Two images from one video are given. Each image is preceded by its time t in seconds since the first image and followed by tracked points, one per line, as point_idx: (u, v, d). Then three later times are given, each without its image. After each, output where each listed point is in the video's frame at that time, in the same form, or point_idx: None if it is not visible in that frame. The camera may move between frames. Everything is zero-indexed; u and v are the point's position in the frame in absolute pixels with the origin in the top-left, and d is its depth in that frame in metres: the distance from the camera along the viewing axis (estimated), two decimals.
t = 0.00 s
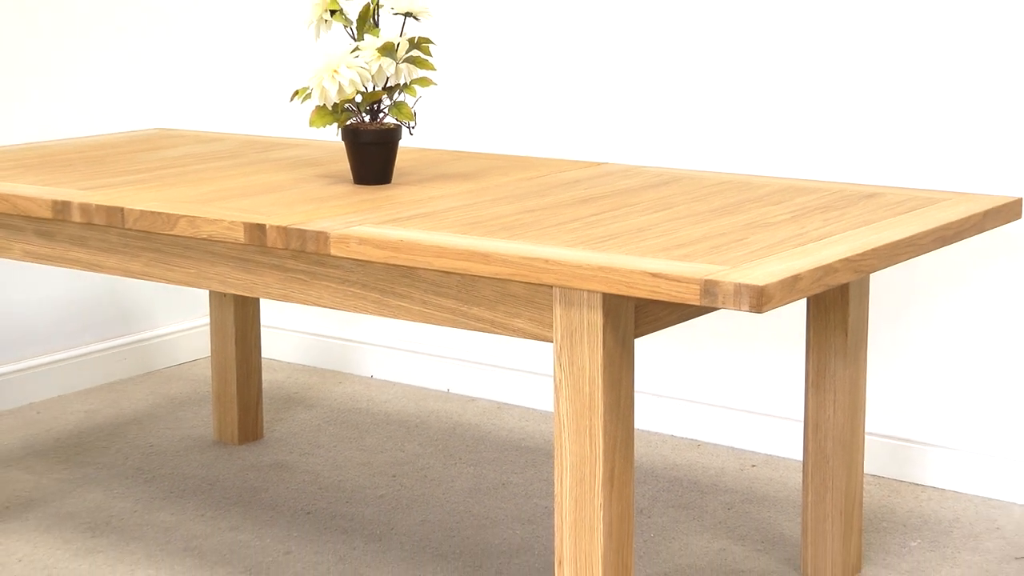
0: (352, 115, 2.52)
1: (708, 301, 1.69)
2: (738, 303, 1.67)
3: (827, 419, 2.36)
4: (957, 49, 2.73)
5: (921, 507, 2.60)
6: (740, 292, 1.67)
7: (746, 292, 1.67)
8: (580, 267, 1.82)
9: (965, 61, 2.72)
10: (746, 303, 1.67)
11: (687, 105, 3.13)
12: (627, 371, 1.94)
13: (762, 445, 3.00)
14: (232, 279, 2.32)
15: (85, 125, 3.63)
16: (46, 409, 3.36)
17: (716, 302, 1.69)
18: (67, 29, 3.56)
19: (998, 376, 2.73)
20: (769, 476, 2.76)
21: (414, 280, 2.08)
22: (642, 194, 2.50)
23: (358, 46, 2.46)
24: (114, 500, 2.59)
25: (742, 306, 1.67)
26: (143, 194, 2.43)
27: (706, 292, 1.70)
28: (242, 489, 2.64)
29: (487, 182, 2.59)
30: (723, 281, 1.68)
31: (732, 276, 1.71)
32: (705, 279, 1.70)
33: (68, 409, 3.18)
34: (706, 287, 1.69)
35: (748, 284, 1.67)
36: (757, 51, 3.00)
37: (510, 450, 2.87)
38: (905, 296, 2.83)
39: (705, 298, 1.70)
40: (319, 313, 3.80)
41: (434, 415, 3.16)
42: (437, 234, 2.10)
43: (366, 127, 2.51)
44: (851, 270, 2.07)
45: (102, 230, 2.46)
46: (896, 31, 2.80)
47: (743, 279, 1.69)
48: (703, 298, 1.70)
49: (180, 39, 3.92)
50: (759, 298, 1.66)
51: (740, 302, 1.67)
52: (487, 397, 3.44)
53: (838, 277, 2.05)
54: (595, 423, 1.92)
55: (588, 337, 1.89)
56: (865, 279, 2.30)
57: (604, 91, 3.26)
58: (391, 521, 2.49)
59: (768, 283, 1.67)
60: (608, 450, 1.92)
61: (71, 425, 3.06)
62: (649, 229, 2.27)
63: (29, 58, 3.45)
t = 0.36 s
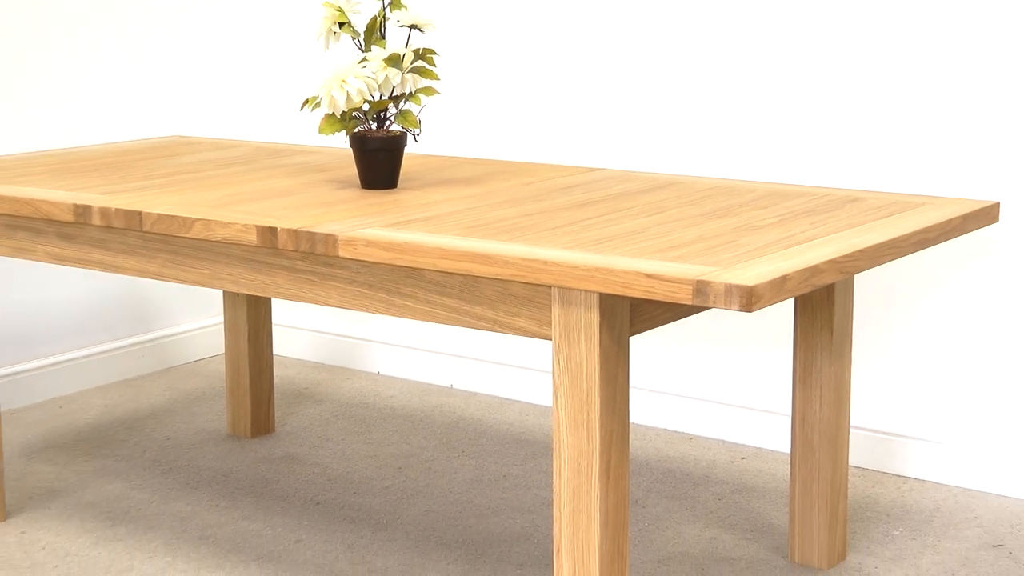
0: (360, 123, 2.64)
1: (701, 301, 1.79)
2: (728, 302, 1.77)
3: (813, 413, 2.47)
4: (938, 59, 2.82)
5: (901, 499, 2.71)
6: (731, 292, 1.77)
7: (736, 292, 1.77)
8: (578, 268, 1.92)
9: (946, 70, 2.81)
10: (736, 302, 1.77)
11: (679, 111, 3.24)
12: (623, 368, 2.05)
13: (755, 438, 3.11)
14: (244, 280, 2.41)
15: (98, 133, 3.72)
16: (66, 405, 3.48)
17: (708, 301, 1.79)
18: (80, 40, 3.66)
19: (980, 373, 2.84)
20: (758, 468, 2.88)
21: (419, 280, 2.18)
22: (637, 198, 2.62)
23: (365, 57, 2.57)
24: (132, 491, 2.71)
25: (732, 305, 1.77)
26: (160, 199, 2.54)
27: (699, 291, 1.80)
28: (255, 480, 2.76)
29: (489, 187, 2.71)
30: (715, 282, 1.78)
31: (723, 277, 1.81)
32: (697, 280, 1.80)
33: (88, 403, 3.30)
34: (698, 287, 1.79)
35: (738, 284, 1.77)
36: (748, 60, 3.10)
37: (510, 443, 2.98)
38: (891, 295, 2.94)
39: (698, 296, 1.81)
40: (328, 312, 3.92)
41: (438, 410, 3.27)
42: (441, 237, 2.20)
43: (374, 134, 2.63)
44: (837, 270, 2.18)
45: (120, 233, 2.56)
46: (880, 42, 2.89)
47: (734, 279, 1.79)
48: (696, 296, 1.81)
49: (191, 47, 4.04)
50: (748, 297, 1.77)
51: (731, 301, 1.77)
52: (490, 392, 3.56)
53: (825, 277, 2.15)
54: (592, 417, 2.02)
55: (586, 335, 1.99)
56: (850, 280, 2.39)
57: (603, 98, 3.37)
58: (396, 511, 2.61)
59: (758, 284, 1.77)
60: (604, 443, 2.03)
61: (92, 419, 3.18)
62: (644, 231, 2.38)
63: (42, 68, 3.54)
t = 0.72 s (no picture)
0: (367, 129, 2.76)
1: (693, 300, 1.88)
2: (719, 302, 1.86)
3: (801, 408, 2.57)
4: (924, 68, 2.92)
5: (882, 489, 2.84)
6: (721, 292, 1.86)
7: (727, 292, 1.86)
8: (576, 269, 2.02)
9: (931, 78, 2.91)
10: (727, 301, 1.86)
11: (672, 117, 3.35)
12: (619, 364, 2.15)
13: (739, 431, 3.23)
14: (257, 280, 2.52)
15: (111, 141, 3.86)
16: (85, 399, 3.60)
17: (699, 301, 1.88)
18: (96, 48, 3.78)
19: (960, 369, 2.96)
20: (749, 460, 3.01)
21: (423, 280, 2.29)
22: (633, 202, 2.73)
23: (372, 66, 2.69)
24: (150, 481, 2.84)
25: (723, 305, 1.87)
26: (175, 202, 2.64)
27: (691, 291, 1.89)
28: (266, 471, 2.88)
29: (491, 191, 2.83)
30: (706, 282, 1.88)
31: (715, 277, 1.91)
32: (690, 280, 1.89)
33: (109, 398, 3.45)
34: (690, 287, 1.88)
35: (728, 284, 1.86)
36: (742, 68, 3.20)
37: (511, 436, 3.10)
38: (878, 295, 3.06)
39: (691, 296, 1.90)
40: (336, 311, 4.04)
41: (443, 404, 3.39)
42: (445, 238, 2.31)
43: (381, 140, 2.75)
44: (824, 271, 2.28)
45: (138, 236, 2.67)
46: (868, 51, 3.00)
47: (725, 279, 1.88)
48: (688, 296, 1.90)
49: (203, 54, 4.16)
50: (738, 296, 1.85)
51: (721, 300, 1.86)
52: (490, 387, 3.68)
53: (812, 277, 2.25)
54: (589, 410, 2.12)
55: (583, 332, 2.09)
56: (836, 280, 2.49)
57: (597, 104, 3.49)
58: (402, 501, 2.73)
59: (748, 284, 1.86)
60: (601, 436, 2.13)
61: (114, 412, 3.32)
62: (638, 233, 2.49)
63: (56, 77, 3.67)
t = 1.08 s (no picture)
0: (373, 136, 2.87)
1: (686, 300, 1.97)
2: (710, 301, 1.95)
3: (790, 403, 2.67)
4: (911, 77, 3.03)
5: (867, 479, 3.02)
6: (713, 292, 1.95)
7: (718, 292, 1.95)
8: (574, 270, 2.11)
9: (918, 87, 3.02)
10: (718, 301, 1.95)
11: (669, 123, 3.46)
12: (615, 361, 2.25)
13: (730, 425, 3.34)
14: (268, 280, 2.63)
15: (124, 147, 3.98)
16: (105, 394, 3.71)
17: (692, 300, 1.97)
18: (110, 57, 3.90)
19: (942, 365, 3.09)
20: (739, 453, 3.14)
21: (428, 281, 2.39)
22: (628, 206, 2.85)
23: (378, 76, 2.80)
24: (165, 474, 2.98)
25: (714, 304, 1.95)
26: (189, 206, 2.75)
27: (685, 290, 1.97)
28: (278, 464, 3.01)
29: (492, 195, 2.94)
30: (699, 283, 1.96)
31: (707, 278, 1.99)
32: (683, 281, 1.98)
33: (127, 394, 3.63)
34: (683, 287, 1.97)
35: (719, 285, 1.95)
36: (735, 77, 3.31)
37: (511, 430, 3.23)
38: (867, 294, 3.18)
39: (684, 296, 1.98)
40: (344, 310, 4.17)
41: (447, 400, 3.52)
42: (448, 241, 2.41)
43: (386, 147, 2.86)
44: (812, 271, 2.38)
45: (154, 238, 2.76)
46: (858, 61, 3.11)
47: (715, 280, 1.97)
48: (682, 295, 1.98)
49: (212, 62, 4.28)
50: (729, 296, 1.94)
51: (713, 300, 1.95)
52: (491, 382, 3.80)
53: (800, 277, 2.35)
54: (586, 406, 2.22)
55: (581, 330, 2.19)
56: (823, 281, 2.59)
57: (594, 111, 3.60)
58: (407, 492, 2.85)
59: (739, 284, 1.96)
60: (597, 430, 2.23)
61: (133, 407, 3.49)
62: (633, 235, 2.60)
63: (72, 87, 3.79)
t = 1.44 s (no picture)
0: (379, 143, 3.00)
1: (680, 300, 2.07)
2: (703, 300, 2.06)
3: (778, 399, 2.79)
4: (895, 86, 3.14)
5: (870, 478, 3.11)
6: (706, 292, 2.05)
7: (710, 292, 2.05)
8: (572, 271, 2.22)
9: (902, 96, 3.14)
10: (710, 300, 2.05)
11: (667, 129, 3.58)
12: (610, 359, 2.36)
13: (723, 419, 3.46)
14: (278, 281, 2.75)
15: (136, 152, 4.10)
16: (122, 391, 3.83)
17: (685, 299, 2.07)
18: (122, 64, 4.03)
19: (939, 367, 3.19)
20: (731, 446, 3.27)
21: (431, 281, 2.51)
22: (623, 209, 2.97)
23: (384, 85, 2.93)
24: (181, 466, 3.11)
25: (707, 303, 2.06)
26: (203, 210, 2.87)
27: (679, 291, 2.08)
28: (288, 457, 3.14)
29: (493, 199, 3.07)
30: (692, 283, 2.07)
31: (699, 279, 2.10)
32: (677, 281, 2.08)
33: (143, 390, 3.76)
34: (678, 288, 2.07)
35: (711, 285, 2.05)
36: (727, 85, 3.43)
37: (512, 424, 3.35)
38: (855, 294, 3.30)
39: (678, 296, 2.09)
40: (350, 310, 4.29)
41: (450, 396, 3.64)
42: (451, 243, 2.52)
43: (391, 153, 2.99)
44: (800, 272, 2.49)
45: (169, 240, 2.88)
46: (844, 70, 3.22)
47: (708, 280, 2.07)
48: (677, 295, 2.09)
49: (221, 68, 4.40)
50: (721, 296, 2.04)
51: (705, 299, 2.06)
52: (491, 378, 3.92)
53: (789, 278, 2.46)
54: (584, 401, 2.34)
55: (578, 329, 2.31)
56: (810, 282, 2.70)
57: (607, 121, 3.70)
58: (411, 484, 2.97)
59: (730, 284, 2.05)
60: (594, 425, 2.34)
61: (149, 402, 3.62)
62: (627, 237, 2.73)
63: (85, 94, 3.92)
